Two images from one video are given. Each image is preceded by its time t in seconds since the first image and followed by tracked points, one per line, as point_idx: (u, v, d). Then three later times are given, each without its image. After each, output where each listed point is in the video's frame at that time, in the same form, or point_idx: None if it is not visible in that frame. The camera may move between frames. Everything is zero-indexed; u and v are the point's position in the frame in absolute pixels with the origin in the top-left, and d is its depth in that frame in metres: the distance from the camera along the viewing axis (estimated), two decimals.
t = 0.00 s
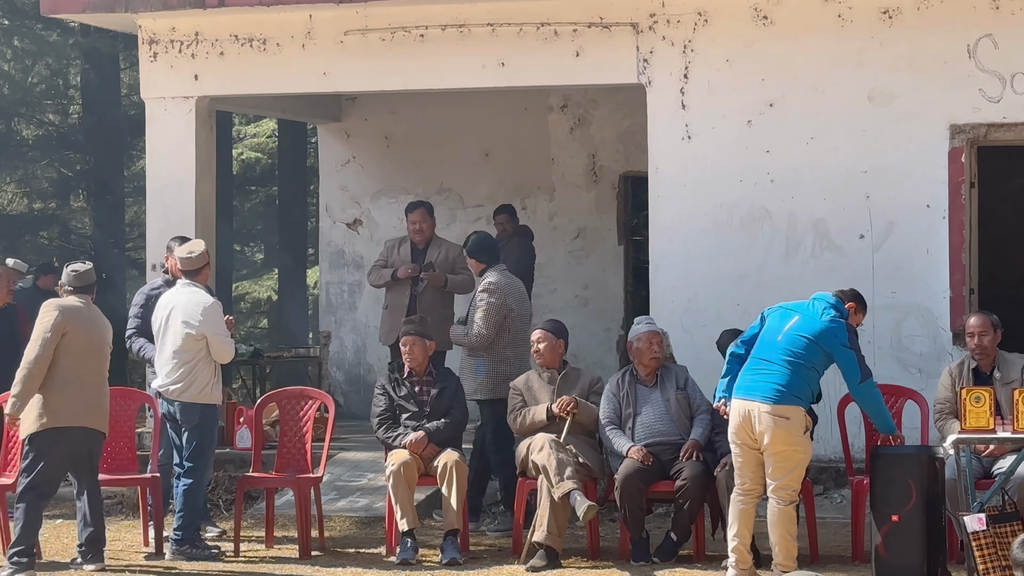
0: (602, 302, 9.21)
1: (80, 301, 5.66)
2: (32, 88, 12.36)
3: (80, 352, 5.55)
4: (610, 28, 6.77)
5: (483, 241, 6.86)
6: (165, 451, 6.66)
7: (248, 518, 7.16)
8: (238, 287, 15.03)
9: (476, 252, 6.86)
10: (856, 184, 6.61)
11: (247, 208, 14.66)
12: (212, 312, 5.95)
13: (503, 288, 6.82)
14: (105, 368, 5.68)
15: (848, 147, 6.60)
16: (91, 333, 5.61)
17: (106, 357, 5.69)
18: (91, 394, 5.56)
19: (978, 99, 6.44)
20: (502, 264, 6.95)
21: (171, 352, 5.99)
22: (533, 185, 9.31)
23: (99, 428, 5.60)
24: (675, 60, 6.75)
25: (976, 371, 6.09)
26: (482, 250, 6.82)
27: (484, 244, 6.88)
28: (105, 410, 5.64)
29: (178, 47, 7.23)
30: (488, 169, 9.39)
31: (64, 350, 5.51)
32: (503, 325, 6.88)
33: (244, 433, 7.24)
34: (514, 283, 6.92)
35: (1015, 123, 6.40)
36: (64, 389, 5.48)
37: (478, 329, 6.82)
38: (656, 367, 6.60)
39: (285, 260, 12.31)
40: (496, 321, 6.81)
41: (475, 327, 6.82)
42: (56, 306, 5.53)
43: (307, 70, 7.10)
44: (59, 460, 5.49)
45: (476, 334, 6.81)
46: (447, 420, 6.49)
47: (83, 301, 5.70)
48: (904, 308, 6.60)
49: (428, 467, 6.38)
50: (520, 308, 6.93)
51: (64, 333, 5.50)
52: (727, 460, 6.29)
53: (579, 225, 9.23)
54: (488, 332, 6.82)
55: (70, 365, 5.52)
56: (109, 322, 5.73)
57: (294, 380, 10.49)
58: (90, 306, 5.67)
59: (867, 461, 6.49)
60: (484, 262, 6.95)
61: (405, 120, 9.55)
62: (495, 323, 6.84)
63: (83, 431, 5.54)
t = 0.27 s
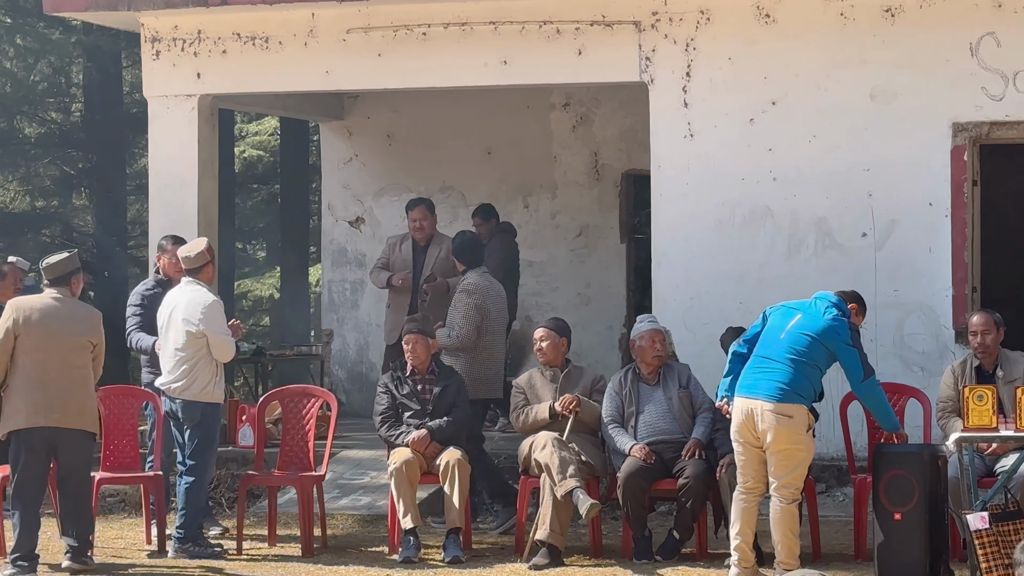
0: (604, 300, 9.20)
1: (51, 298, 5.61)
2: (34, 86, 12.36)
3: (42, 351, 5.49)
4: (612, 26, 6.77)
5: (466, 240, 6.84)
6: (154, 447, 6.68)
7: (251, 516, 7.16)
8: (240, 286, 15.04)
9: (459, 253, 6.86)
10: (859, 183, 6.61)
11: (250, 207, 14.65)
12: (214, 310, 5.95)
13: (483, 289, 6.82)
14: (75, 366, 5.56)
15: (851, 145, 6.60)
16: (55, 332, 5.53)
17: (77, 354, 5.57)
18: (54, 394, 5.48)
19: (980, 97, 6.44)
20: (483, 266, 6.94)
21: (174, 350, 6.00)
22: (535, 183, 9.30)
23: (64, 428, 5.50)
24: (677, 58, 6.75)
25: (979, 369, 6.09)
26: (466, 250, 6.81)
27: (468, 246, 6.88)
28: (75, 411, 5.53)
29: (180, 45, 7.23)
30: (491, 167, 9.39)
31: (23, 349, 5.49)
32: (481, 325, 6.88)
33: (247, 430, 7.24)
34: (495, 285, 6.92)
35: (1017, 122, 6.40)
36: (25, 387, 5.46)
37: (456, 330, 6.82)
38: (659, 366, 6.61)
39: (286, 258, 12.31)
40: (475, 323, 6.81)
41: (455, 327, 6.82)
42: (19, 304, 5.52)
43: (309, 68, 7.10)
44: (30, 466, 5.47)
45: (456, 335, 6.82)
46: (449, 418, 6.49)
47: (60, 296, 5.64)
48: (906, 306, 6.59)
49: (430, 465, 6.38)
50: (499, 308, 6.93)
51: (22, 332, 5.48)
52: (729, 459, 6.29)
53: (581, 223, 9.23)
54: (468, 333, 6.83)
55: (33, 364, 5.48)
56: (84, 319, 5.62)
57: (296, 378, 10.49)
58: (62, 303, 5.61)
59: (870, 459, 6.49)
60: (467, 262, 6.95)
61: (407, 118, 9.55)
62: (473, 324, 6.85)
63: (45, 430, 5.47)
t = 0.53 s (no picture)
0: (610, 299, 9.19)
1: (56, 297, 5.50)
2: (41, 86, 12.36)
3: (35, 351, 5.39)
4: (620, 25, 6.77)
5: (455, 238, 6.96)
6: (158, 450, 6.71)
7: (258, 515, 7.16)
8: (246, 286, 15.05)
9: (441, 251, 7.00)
10: (866, 182, 6.60)
11: (256, 207, 14.66)
12: (220, 309, 5.93)
13: (465, 285, 6.93)
14: (65, 367, 5.36)
15: (859, 145, 6.59)
16: (48, 331, 5.40)
17: (69, 354, 5.38)
18: (44, 395, 5.34)
19: (988, 97, 6.43)
20: (467, 264, 7.07)
21: (180, 347, 5.99)
22: (542, 183, 9.30)
23: (51, 430, 5.32)
24: (685, 58, 6.74)
25: (987, 369, 6.08)
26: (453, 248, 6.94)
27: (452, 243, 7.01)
28: (62, 411, 5.33)
29: (187, 45, 7.23)
30: (497, 167, 9.39)
31: (21, 349, 5.44)
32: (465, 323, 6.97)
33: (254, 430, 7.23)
34: (479, 281, 7.04)
35: None
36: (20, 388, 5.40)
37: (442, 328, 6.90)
38: (666, 365, 6.60)
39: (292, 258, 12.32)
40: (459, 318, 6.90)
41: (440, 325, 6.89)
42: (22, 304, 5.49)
43: (316, 67, 7.10)
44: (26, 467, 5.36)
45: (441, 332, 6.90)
46: (456, 418, 6.49)
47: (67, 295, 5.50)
48: (914, 306, 6.59)
49: (437, 464, 6.38)
50: (483, 304, 7.03)
51: (19, 333, 5.43)
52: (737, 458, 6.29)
53: (588, 223, 9.22)
54: (453, 329, 6.91)
55: (29, 364, 5.39)
56: (81, 318, 5.43)
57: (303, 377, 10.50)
58: (62, 301, 5.47)
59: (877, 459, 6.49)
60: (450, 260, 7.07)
61: (414, 118, 9.55)
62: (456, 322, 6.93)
63: (32, 432, 5.35)
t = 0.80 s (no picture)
0: (619, 300, 9.19)
1: (91, 303, 5.36)
2: (50, 86, 12.35)
3: (60, 356, 5.27)
4: (629, 26, 6.77)
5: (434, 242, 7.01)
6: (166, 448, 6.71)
7: (267, 516, 7.17)
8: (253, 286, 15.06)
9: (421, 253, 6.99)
10: (875, 184, 6.60)
11: (265, 207, 14.66)
12: (230, 311, 5.92)
13: (446, 287, 6.93)
14: (79, 375, 5.19)
15: (868, 146, 6.59)
16: (70, 338, 5.26)
17: (84, 362, 5.19)
18: (59, 401, 5.21)
19: (997, 98, 6.43)
20: (447, 264, 7.07)
21: (190, 347, 5.99)
22: (551, 184, 9.30)
23: (60, 437, 5.18)
24: (693, 59, 6.74)
25: (995, 371, 6.08)
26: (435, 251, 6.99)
27: (433, 246, 7.01)
28: (69, 419, 5.17)
29: (197, 45, 7.24)
30: (506, 168, 9.39)
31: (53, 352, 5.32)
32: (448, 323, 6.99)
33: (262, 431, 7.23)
34: (461, 281, 7.04)
35: None
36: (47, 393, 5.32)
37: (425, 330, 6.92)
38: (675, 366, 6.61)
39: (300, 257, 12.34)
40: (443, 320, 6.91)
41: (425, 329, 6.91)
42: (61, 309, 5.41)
43: (326, 68, 7.10)
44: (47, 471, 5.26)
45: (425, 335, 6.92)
46: (465, 419, 6.49)
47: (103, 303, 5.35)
48: (923, 308, 6.58)
49: (446, 465, 6.38)
50: (466, 303, 7.04)
51: (51, 337, 5.36)
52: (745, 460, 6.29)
53: (597, 224, 9.22)
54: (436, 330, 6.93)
55: (56, 370, 5.28)
56: (99, 325, 5.22)
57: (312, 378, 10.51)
58: (92, 308, 5.33)
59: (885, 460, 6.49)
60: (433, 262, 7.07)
61: (423, 119, 9.55)
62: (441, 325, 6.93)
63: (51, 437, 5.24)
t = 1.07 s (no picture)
0: (627, 302, 9.18)
1: (128, 299, 5.27)
2: (59, 87, 12.35)
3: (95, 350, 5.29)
4: (637, 29, 6.77)
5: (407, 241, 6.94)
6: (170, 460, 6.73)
7: (276, 517, 7.17)
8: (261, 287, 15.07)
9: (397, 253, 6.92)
10: (884, 186, 6.60)
11: (273, 208, 14.66)
12: (239, 311, 5.91)
13: (423, 288, 6.85)
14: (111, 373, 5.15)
15: (876, 148, 6.59)
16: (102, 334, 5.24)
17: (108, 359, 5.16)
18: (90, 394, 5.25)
19: (1006, 101, 6.42)
20: (424, 262, 6.98)
21: (199, 349, 5.99)
22: (559, 186, 9.30)
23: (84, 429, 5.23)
24: (702, 61, 6.74)
25: (1005, 374, 6.07)
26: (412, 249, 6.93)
27: (406, 245, 6.91)
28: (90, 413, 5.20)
29: (206, 47, 7.25)
30: (514, 169, 9.39)
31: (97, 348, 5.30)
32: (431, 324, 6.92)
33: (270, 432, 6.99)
34: (438, 278, 6.94)
35: None
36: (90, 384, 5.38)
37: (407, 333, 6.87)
38: (683, 369, 6.61)
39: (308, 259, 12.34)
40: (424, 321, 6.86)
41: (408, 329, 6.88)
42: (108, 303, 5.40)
43: (335, 69, 7.11)
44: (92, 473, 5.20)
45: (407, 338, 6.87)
46: (473, 421, 6.49)
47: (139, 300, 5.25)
48: (931, 311, 6.58)
49: (453, 467, 6.38)
50: (446, 300, 6.95)
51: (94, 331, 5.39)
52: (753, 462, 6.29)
53: (605, 226, 9.21)
54: (420, 332, 6.88)
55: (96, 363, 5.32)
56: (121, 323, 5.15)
57: (320, 380, 10.52)
58: (123, 304, 5.26)
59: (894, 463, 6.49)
60: (411, 263, 6.99)
61: (431, 121, 9.56)
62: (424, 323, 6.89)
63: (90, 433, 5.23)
